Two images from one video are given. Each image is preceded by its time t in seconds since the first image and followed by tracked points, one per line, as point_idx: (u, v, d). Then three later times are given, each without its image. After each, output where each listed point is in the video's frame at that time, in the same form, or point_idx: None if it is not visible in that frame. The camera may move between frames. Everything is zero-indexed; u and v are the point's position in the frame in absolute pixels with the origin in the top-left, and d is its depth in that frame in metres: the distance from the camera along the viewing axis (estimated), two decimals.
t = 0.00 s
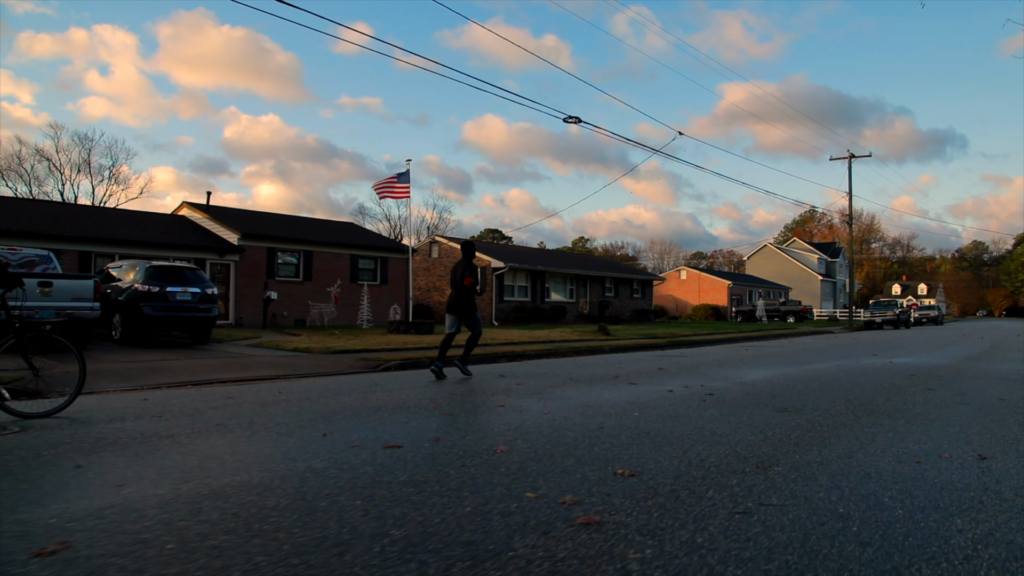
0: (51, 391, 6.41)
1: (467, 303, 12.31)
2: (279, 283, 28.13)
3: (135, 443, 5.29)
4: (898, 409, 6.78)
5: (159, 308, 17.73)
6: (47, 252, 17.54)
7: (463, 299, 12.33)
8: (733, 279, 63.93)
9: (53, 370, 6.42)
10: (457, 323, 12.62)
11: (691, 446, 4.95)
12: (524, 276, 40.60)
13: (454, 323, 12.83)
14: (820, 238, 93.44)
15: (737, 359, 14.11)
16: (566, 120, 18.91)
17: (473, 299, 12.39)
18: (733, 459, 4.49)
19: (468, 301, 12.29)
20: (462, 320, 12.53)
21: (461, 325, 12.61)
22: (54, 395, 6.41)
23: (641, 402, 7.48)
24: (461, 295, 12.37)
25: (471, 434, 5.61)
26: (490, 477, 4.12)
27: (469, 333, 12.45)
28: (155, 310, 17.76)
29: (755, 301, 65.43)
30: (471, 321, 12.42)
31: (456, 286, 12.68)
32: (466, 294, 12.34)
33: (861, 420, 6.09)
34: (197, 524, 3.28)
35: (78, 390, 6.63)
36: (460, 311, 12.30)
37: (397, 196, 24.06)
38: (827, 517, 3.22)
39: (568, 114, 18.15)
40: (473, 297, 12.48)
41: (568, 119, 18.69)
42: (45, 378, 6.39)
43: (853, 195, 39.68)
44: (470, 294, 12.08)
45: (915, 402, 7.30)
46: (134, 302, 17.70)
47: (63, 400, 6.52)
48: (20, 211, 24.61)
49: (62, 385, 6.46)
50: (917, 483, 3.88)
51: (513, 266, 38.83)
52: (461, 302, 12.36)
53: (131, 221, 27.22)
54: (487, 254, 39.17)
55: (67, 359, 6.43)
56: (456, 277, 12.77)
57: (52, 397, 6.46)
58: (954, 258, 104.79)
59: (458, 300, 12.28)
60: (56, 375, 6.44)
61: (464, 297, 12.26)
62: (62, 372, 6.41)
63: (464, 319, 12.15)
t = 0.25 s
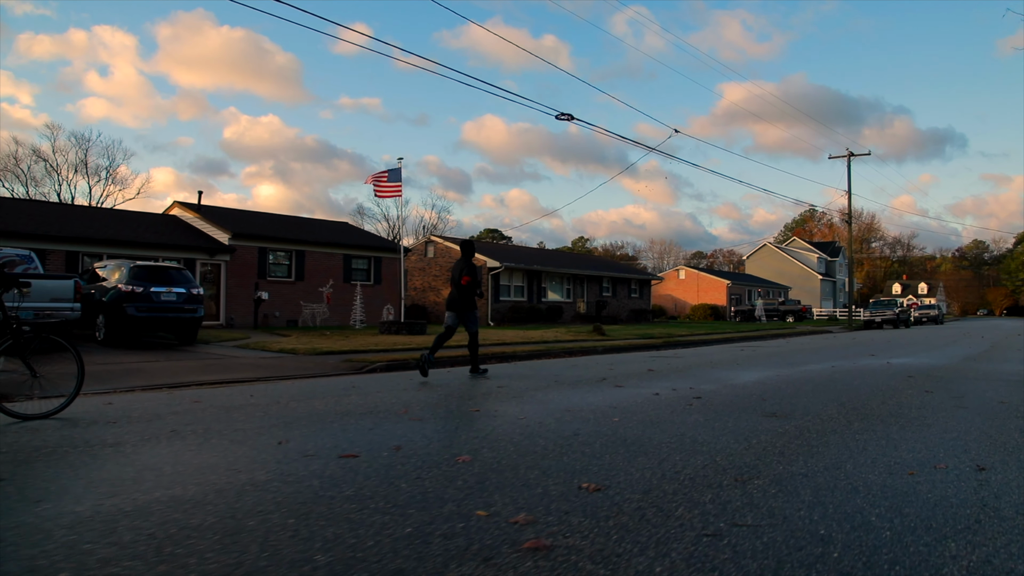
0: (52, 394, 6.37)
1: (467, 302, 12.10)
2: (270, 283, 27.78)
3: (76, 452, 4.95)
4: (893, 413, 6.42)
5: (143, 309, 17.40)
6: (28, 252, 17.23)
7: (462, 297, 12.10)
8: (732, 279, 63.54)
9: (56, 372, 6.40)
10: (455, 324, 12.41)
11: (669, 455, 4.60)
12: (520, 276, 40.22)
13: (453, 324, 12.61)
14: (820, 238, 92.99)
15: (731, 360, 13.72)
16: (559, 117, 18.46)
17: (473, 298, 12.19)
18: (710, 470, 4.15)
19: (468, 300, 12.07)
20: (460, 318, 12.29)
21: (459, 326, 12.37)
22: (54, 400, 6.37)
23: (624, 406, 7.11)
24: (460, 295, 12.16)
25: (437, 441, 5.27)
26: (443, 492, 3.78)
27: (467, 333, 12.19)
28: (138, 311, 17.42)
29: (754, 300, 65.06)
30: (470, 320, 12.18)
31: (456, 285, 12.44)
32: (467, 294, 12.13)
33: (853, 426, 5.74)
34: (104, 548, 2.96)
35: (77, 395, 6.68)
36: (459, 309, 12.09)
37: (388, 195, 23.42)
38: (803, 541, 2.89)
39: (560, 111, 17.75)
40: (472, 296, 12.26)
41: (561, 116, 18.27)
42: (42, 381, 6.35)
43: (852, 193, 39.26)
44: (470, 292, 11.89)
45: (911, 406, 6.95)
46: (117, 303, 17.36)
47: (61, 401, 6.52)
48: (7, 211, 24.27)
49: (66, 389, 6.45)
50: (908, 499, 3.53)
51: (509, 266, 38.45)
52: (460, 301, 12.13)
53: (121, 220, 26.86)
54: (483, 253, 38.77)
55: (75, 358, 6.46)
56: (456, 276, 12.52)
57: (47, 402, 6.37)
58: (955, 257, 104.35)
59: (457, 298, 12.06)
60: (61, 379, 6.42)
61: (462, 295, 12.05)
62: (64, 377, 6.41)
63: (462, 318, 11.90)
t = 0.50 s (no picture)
0: (58, 392, 6.38)
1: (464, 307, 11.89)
2: (261, 283, 27.42)
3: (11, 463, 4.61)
4: (886, 420, 6.07)
5: (126, 309, 17.04)
6: (9, 253, 16.88)
7: (460, 303, 11.95)
8: (731, 279, 63.17)
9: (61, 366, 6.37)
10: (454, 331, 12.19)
11: (640, 468, 4.26)
12: (516, 276, 39.86)
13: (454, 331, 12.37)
14: (820, 238, 92.44)
15: (723, 362, 13.36)
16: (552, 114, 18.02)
17: (472, 304, 12.02)
18: (682, 484, 3.81)
19: (466, 305, 11.91)
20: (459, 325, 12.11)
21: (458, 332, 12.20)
22: (60, 398, 6.37)
23: (604, 412, 6.74)
24: (458, 301, 12.01)
25: (397, 451, 4.93)
26: (385, 511, 3.44)
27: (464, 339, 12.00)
28: (121, 312, 17.05)
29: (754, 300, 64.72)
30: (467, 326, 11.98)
31: (455, 289, 12.23)
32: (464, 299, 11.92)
33: (843, 433, 5.40)
34: None
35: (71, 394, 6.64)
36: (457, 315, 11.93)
37: (379, 194, 22.85)
38: (774, 571, 2.55)
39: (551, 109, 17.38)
40: (470, 303, 12.10)
41: (554, 113, 17.86)
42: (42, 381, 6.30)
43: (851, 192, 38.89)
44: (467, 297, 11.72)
45: (906, 411, 6.61)
46: (100, 303, 17.01)
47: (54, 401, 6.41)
48: None
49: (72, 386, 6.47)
50: (894, 519, 3.19)
51: (504, 266, 38.08)
52: (458, 307, 11.98)
53: (110, 220, 26.46)
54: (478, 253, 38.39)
55: (71, 354, 6.35)
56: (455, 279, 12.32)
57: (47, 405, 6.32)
58: (955, 256, 104.05)
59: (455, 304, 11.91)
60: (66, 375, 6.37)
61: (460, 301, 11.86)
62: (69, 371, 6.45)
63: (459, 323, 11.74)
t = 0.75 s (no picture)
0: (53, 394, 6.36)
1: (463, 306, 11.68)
2: (253, 283, 27.07)
3: None
4: (877, 427, 5.73)
5: (108, 310, 16.68)
6: None
7: (458, 305, 11.80)
8: (730, 279, 62.80)
9: (57, 360, 6.38)
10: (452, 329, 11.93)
11: (606, 482, 3.92)
12: (512, 276, 39.48)
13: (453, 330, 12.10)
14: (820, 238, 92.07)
15: (715, 364, 12.99)
16: (544, 111, 17.67)
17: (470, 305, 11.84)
18: (648, 501, 3.48)
19: (463, 306, 11.75)
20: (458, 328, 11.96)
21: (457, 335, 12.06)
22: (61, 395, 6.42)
23: (582, 418, 6.39)
24: (456, 303, 11.88)
25: (351, 462, 4.60)
26: (316, 534, 3.11)
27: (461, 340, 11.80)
28: (103, 312, 16.69)
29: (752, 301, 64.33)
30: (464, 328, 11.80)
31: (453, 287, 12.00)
32: (463, 297, 11.71)
33: (831, 442, 5.06)
34: None
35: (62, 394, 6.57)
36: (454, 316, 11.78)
37: (369, 192, 22.48)
38: None
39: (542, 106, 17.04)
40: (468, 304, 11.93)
41: (546, 110, 17.52)
42: (33, 376, 6.32)
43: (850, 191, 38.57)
44: (464, 298, 11.56)
45: (901, 416, 6.27)
46: (81, 304, 16.62)
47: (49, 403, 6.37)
48: None
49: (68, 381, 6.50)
50: (879, 544, 2.85)
51: (500, 265, 37.72)
52: (456, 308, 11.84)
53: (98, 219, 26.08)
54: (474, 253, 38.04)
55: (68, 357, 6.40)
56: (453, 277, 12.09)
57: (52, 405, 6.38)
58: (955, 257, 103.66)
59: (452, 305, 11.78)
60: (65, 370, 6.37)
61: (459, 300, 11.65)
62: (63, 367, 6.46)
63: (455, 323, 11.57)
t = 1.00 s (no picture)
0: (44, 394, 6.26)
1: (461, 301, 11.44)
2: (243, 283, 26.75)
3: None
4: (868, 434, 5.39)
5: (90, 310, 16.36)
6: None
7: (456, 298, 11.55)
8: (729, 278, 62.43)
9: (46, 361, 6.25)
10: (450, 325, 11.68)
11: (565, 498, 3.59)
12: (508, 276, 39.12)
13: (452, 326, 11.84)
14: (820, 238, 91.67)
15: (707, 365, 12.64)
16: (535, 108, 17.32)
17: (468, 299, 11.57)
18: (606, 522, 3.15)
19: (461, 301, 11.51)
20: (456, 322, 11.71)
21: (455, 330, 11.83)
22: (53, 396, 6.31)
23: (557, 424, 6.05)
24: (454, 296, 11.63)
25: (298, 474, 4.28)
26: (232, 560, 2.80)
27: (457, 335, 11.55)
28: (84, 313, 16.36)
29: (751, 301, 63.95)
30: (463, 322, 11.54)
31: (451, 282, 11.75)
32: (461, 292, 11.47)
33: (815, 452, 4.72)
34: None
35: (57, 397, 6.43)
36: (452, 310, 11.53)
37: (358, 190, 22.08)
38: None
39: (533, 102, 16.72)
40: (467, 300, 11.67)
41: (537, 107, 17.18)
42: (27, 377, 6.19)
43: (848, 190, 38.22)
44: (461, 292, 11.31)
45: (892, 423, 5.93)
46: (62, 304, 16.27)
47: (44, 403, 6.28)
48: None
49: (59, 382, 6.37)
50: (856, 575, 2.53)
51: (495, 265, 37.36)
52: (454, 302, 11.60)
53: (87, 218, 25.73)
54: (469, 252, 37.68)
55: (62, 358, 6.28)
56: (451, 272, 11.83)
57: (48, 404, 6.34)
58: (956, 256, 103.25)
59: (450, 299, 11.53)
60: (65, 368, 6.32)
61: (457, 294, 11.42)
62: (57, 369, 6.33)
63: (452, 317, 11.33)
